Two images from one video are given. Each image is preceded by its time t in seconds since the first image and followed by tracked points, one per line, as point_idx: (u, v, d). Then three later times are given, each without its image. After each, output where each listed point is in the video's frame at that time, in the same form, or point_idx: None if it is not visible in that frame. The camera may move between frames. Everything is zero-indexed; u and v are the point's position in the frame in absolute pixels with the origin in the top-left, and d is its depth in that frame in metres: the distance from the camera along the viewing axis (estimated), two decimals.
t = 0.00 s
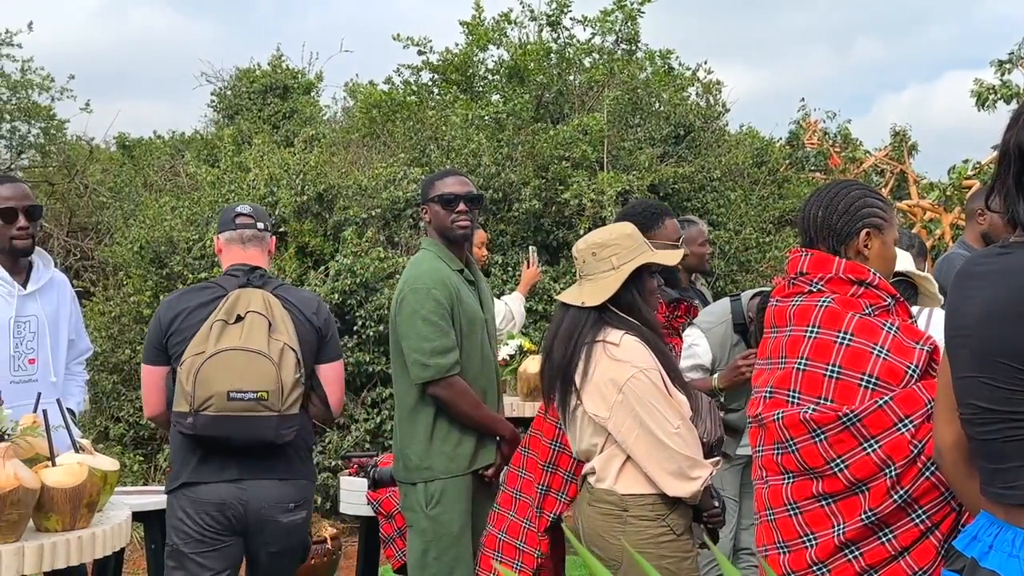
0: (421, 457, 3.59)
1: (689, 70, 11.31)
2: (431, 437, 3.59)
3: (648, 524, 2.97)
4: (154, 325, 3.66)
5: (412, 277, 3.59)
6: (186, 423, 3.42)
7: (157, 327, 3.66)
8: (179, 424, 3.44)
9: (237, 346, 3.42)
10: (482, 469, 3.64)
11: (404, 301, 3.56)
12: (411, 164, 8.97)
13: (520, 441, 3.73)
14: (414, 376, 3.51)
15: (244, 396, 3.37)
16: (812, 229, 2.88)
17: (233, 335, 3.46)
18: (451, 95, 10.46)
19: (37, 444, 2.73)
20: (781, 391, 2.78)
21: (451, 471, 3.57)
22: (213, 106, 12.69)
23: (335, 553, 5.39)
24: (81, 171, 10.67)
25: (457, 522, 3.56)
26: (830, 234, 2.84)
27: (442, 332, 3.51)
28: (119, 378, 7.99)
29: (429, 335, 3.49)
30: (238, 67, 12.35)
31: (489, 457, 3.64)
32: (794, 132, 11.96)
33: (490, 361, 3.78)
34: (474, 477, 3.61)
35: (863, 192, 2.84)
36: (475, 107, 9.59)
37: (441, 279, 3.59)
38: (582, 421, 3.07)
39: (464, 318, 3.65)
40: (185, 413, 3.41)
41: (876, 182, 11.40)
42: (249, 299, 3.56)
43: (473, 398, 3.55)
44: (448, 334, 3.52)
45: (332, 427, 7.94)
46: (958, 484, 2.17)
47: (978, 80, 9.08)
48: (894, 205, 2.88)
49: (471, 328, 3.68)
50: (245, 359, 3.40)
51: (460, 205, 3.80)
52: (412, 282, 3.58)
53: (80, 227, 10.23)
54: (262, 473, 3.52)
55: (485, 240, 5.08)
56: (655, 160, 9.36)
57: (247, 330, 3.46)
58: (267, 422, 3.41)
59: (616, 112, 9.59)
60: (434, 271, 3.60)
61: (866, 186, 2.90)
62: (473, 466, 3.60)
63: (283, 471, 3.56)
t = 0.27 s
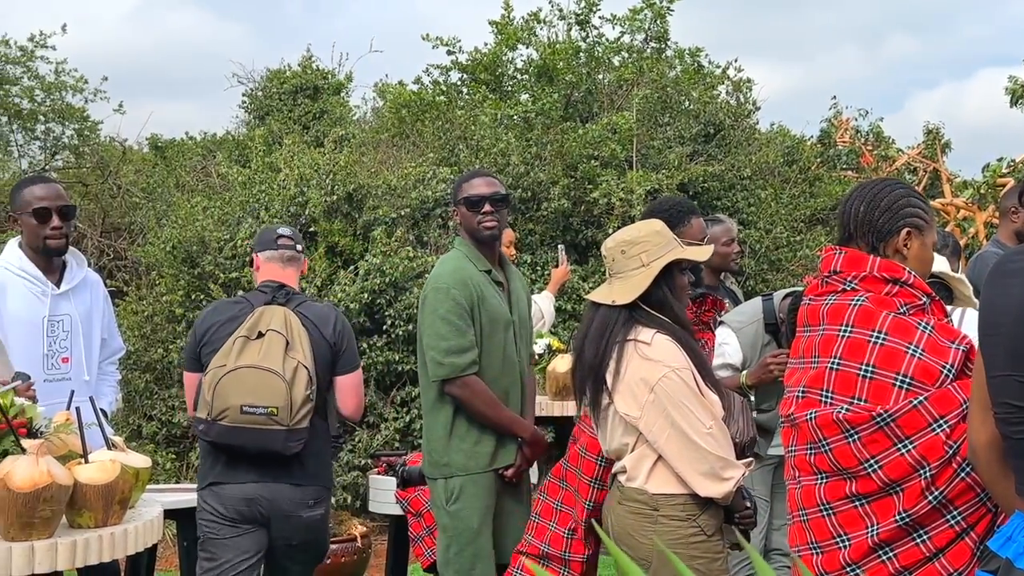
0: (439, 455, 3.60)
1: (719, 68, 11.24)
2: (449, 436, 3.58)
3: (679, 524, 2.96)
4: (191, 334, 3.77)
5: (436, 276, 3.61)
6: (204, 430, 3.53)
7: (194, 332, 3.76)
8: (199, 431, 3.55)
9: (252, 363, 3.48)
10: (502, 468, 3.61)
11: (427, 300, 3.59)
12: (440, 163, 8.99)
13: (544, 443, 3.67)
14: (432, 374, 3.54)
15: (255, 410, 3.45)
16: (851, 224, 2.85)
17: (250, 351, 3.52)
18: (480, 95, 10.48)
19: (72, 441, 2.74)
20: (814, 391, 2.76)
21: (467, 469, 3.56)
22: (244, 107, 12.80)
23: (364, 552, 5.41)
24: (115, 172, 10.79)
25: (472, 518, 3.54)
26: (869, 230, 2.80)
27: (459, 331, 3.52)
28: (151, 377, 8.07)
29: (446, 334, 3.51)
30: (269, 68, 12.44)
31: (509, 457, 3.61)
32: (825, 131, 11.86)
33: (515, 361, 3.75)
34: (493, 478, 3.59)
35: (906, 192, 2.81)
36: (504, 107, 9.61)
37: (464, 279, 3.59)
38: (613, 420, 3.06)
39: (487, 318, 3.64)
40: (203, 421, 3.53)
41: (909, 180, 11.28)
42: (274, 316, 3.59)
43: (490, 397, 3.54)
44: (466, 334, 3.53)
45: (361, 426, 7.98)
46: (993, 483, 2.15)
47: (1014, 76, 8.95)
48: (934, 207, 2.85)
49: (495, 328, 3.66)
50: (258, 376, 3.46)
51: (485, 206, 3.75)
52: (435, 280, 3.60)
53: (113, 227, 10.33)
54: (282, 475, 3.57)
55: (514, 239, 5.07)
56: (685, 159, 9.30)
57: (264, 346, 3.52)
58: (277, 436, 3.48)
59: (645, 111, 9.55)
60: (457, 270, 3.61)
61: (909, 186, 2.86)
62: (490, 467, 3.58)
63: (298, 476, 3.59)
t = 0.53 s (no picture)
0: (456, 453, 3.69)
1: (749, 67, 11.19)
2: (465, 435, 3.67)
3: (711, 524, 2.95)
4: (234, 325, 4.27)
5: (460, 278, 3.68)
6: (253, 406, 4.00)
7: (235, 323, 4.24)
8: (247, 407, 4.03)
9: (294, 341, 3.99)
10: (519, 469, 3.66)
11: (449, 301, 3.67)
12: (469, 163, 9.00)
13: (562, 448, 3.67)
14: (448, 374, 3.64)
15: (299, 382, 3.95)
16: (891, 221, 2.83)
17: (290, 332, 4.03)
18: (509, 95, 10.50)
19: (104, 439, 2.74)
20: (846, 390, 2.74)
21: (480, 468, 3.64)
22: (274, 108, 12.90)
23: (394, 550, 5.45)
24: (147, 173, 10.92)
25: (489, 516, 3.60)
26: (908, 228, 2.78)
27: (474, 334, 3.59)
28: (183, 376, 8.16)
29: (462, 336, 3.58)
30: (299, 69, 12.52)
31: (525, 458, 3.65)
32: (856, 129, 11.76)
33: (537, 365, 3.75)
34: (508, 479, 3.64)
35: (948, 192, 2.79)
36: (533, 107, 9.63)
37: (483, 282, 3.64)
38: (645, 419, 3.06)
39: (507, 322, 3.68)
40: (251, 397, 4.00)
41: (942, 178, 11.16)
42: (311, 302, 4.11)
43: (504, 399, 3.60)
44: (482, 337, 3.60)
45: (391, 425, 8.02)
46: None
47: None
48: (975, 209, 2.83)
49: (515, 332, 3.69)
50: (302, 353, 3.96)
51: (511, 211, 3.74)
52: (458, 282, 3.68)
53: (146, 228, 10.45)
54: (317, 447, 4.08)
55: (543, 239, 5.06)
56: (714, 158, 9.25)
57: (303, 327, 4.03)
58: (320, 405, 3.98)
59: (674, 110, 9.51)
60: (479, 273, 3.67)
61: (950, 186, 2.84)
62: (504, 468, 3.63)
63: (334, 446, 4.11)
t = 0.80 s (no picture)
0: (481, 451, 3.71)
1: (782, 65, 11.10)
2: (489, 433, 3.68)
3: (746, 525, 2.94)
4: (270, 331, 4.40)
5: (487, 278, 3.70)
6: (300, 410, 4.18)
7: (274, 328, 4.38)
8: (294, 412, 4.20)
9: (336, 350, 4.14)
10: (542, 468, 3.66)
11: (475, 301, 3.70)
12: (500, 164, 9.00)
13: (584, 448, 3.66)
14: (472, 372, 3.66)
15: (343, 389, 4.11)
16: (932, 221, 2.80)
17: (330, 341, 4.17)
18: (540, 95, 10.50)
19: (140, 439, 2.77)
20: (882, 392, 2.71)
21: (502, 466, 3.65)
22: (306, 109, 12.99)
23: (426, 550, 5.46)
24: (182, 175, 11.04)
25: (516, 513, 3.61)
26: (949, 229, 2.76)
27: (497, 333, 3.60)
28: (218, 376, 8.23)
29: (483, 336, 3.60)
30: (331, 71, 12.59)
31: (548, 458, 3.65)
32: (891, 127, 11.63)
33: (561, 367, 3.75)
34: (531, 478, 3.63)
35: (991, 194, 2.75)
36: (563, 107, 9.62)
37: (509, 283, 3.65)
38: (679, 420, 3.05)
39: (530, 323, 3.68)
40: (298, 402, 4.17)
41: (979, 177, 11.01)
42: (347, 310, 4.25)
43: (526, 398, 3.61)
44: (504, 336, 3.61)
45: (422, 425, 8.05)
46: None
47: None
48: (1018, 211, 2.79)
49: (539, 334, 3.69)
50: (343, 361, 4.12)
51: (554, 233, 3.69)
52: (485, 282, 3.70)
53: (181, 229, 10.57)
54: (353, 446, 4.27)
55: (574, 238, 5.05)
56: (746, 158, 9.18)
57: (342, 335, 4.17)
58: (361, 409, 4.17)
59: (706, 110, 9.46)
60: (505, 273, 3.68)
61: (993, 188, 2.81)
62: (526, 467, 3.63)
63: (368, 444, 4.30)
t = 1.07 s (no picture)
0: (512, 452, 3.71)
1: (818, 63, 11.00)
2: (520, 435, 3.68)
3: (784, 527, 2.91)
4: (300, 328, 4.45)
5: (517, 281, 3.66)
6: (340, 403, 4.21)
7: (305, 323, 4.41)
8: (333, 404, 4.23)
9: (374, 343, 4.18)
10: (573, 470, 3.65)
11: (504, 304, 3.66)
12: (534, 163, 9.00)
13: (617, 448, 3.65)
14: (502, 376, 3.64)
15: (382, 382, 4.16)
16: (975, 219, 2.76)
17: (367, 335, 4.21)
18: (574, 95, 10.49)
19: (179, 438, 2.80)
20: (923, 393, 2.68)
21: (532, 467, 3.64)
22: (342, 110, 13.07)
23: (461, 549, 5.48)
24: (219, 176, 11.15)
25: (546, 511, 3.61)
26: (992, 227, 2.71)
27: (527, 337, 3.56)
28: (255, 375, 8.31)
29: (515, 339, 3.56)
30: (367, 72, 12.66)
31: (581, 458, 3.64)
32: (930, 125, 11.49)
33: (591, 371, 3.74)
34: (562, 479, 3.63)
35: None
36: (598, 106, 9.61)
37: (539, 287, 3.61)
38: (717, 420, 3.04)
39: (560, 326, 3.65)
40: (337, 394, 4.20)
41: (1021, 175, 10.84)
42: (378, 309, 4.30)
43: (557, 400, 3.59)
44: (535, 341, 3.57)
45: (457, 425, 8.08)
46: None
47: None
48: None
49: (568, 337, 3.67)
50: (382, 358, 4.16)
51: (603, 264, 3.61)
52: (515, 286, 3.66)
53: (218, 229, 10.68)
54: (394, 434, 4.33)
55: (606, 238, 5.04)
56: (783, 156, 9.11)
57: (377, 330, 4.22)
58: (399, 400, 4.22)
59: (741, 108, 9.40)
60: (535, 277, 3.64)
61: None
62: (557, 468, 3.62)
63: (405, 432, 4.36)
